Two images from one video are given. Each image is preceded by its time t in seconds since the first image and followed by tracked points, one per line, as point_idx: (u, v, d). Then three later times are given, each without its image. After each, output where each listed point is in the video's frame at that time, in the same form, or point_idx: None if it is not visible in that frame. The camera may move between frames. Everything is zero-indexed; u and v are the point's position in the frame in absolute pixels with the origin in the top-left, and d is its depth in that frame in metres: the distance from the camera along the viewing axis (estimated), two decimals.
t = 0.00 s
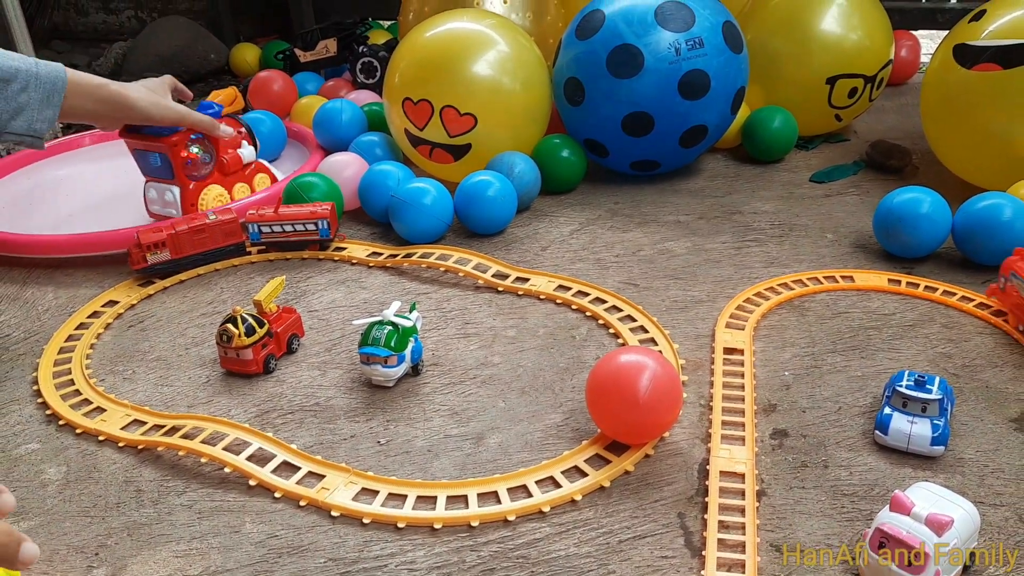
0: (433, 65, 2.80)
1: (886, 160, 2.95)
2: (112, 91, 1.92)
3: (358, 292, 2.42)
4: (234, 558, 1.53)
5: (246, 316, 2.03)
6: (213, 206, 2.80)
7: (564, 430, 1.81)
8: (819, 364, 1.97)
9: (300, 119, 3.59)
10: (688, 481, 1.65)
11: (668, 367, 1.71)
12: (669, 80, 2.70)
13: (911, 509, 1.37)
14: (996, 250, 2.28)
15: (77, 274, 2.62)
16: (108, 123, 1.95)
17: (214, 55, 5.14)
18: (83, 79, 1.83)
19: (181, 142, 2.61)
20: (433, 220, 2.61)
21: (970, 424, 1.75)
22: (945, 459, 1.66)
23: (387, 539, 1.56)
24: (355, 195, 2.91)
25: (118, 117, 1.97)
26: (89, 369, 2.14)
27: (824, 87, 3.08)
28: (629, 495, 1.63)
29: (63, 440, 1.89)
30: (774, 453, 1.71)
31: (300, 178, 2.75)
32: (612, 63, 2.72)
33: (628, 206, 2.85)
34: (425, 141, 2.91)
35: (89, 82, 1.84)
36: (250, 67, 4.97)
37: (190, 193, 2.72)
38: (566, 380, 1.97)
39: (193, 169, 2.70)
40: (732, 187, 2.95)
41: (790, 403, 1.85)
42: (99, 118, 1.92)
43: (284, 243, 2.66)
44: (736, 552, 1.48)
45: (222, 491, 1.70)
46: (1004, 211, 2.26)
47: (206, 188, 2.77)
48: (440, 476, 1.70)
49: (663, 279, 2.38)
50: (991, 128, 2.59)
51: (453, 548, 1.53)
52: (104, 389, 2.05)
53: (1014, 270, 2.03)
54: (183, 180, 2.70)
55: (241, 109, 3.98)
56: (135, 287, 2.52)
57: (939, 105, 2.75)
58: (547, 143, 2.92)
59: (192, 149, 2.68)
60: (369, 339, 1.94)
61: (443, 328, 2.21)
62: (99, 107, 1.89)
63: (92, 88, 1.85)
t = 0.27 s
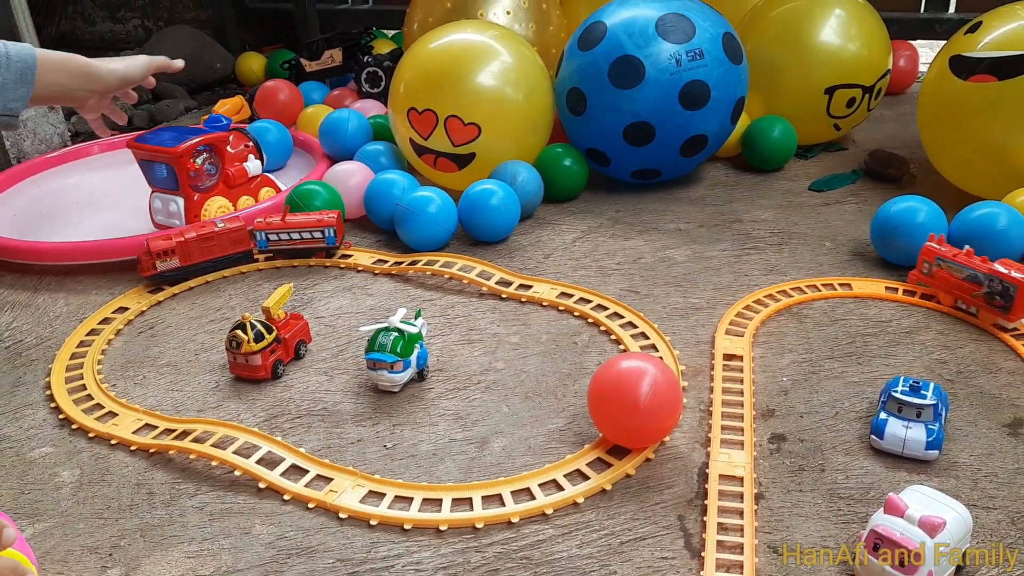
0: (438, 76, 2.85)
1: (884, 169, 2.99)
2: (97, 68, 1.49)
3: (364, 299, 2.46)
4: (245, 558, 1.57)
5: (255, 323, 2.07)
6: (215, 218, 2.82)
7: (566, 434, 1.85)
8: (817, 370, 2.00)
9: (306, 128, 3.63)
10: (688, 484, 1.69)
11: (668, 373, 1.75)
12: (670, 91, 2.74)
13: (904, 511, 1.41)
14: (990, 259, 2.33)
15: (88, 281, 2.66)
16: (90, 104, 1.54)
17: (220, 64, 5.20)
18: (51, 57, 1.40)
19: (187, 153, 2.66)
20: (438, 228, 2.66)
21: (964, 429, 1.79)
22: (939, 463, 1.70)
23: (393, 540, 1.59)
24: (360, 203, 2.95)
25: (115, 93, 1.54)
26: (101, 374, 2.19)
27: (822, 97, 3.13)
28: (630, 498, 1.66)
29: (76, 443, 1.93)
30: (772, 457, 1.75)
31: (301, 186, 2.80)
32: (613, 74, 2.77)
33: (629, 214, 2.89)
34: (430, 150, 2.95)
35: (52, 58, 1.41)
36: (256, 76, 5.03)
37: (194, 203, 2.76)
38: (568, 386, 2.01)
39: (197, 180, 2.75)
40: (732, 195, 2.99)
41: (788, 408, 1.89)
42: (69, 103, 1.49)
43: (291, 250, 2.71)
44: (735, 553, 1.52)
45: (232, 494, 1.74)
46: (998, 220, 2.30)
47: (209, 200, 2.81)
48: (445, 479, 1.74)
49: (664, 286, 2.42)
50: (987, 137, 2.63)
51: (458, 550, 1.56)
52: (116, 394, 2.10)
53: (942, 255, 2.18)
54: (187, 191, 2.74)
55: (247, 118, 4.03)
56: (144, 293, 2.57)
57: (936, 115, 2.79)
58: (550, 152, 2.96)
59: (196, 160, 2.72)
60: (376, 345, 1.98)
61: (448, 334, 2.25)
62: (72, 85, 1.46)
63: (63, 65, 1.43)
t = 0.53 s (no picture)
0: (434, 84, 2.88)
1: (875, 177, 3.03)
2: (39, 102, 1.54)
3: (360, 304, 2.49)
4: (240, 559, 1.60)
5: (251, 327, 2.10)
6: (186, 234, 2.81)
7: (558, 437, 1.88)
8: (806, 375, 2.03)
9: (304, 135, 3.67)
10: (676, 487, 1.72)
11: (657, 377, 1.78)
12: (664, 99, 2.78)
13: (887, 513, 1.44)
14: (979, 265, 2.36)
15: (87, 286, 2.69)
16: (20, 134, 1.58)
17: (220, 71, 5.24)
18: None
19: (158, 170, 2.65)
20: (434, 234, 2.69)
21: (949, 433, 1.82)
22: (924, 467, 1.73)
23: (386, 542, 1.62)
24: (358, 209, 2.98)
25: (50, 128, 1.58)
26: (99, 377, 2.21)
27: (815, 105, 3.16)
28: (619, 501, 1.69)
29: (75, 446, 1.96)
30: (760, 460, 1.78)
31: (297, 193, 2.83)
32: (608, 82, 2.80)
33: (623, 221, 2.92)
34: (426, 157, 2.98)
35: None
36: (255, 82, 5.07)
37: (165, 218, 2.76)
38: (560, 390, 2.03)
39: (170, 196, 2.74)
40: (725, 202, 3.02)
41: (776, 412, 1.91)
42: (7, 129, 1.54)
43: (288, 256, 2.74)
44: (721, 554, 1.54)
45: (228, 495, 1.76)
46: (986, 228, 2.33)
47: (183, 215, 2.80)
48: (438, 481, 1.77)
49: (657, 292, 2.45)
50: (977, 145, 2.66)
51: (450, 551, 1.59)
52: (114, 398, 2.12)
53: (870, 253, 2.31)
54: (160, 205, 2.73)
55: (247, 124, 4.07)
56: (143, 298, 2.59)
57: (926, 124, 2.83)
58: (545, 159, 2.99)
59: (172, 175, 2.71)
60: (370, 349, 2.00)
61: (442, 339, 2.28)
62: (7, 114, 1.51)
63: None
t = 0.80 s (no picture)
0: (434, 90, 2.94)
1: (868, 182, 3.08)
2: None
3: (362, 306, 2.54)
4: (245, 552, 1.65)
5: (255, 328, 2.15)
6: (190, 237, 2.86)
7: (554, 435, 1.93)
8: (796, 375, 2.08)
9: (306, 140, 3.72)
10: (669, 483, 1.77)
11: (650, 377, 1.83)
12: (659, 106, 2.83)
13: (871, 507, 1.49)
14: (967, 268, 2.41)
15: (94, 288, 2.75)
16: None
17: (223, 77, 5.30)
18: None
19: (162, 174, 2.69)
20: (433, 238, 2.74)
21: (935, 431, 1.87)
22: (910, 464, 1.78)
23: (386, 535, 1.67)
24: (359, 214, 3.03)
25: None
26: (107, 377, 2.26)
27: (808, 111, 3.22)
28: (614, 496, 1.74)
29: (84, 443, 2.01)
30: (750, 457, 1.83)
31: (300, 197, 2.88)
32: (605, 89, 2.85)
33: (619, 225, 2.98)
34: (426, 162, 3.04)
35: None
36: (258, 88, 5.13)
37: (169, 221, 2.80)
38: (557, 390, 2.08)
39: (175, 200, 2.78)
40: (720, 207, 3.08)
41: (767, 411, 1.96)
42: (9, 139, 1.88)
43: (291, 258, 2.79)
44: (712, 548, 1.59)
45: (233, 491, 1.81)
46: (974, 232, 2.39)
47: (186, 219, 2.84)
48: (437, 477, 1.82)
49: (652, 294, 2.50)
50: (966, 151, 2.72)
51: (448, 544, 1.64)
52: (121, 397, 2.17)
53: (811, 256, 2.39)
54: (164, 209, 2.78)
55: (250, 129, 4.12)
56: (149, 300, 2.65)
57: (917, 130, 2.88)
58: (543, 165, 3.05)
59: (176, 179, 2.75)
60: (372, 349, 2.06)
61: (442, 340, 2.33)
62: None
63: None
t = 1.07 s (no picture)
0: (444, 93, 3.01)
1: (866, 184, 3.16)
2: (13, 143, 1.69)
3: (374, 302, 2.61)
4: (269, 534, 1.72)
5: (274, 322, 2.22)
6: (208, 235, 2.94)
7: (564, 425, 2.00)
8: (797, 368, 2.16)
9: (316, 142, 3.80)
10: (676, 470, 1.84)
11: (657, 368, 1.91)
12: (663, 109, 2.91)
13: (870, 490, 1.56)
14: (962, 266, 2.48)
15: (112, 285, 2.82)
16: None
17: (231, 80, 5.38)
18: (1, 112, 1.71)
19: (179, 173, 2.78)
20: (443, 237, 2.81)
21: (931, 422, 1.94)
22: (907, 452, 1.85)
23: (405, 519, 1.74)
24: (370, 213, 3.10)
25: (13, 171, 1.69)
26: (129, 370, 2.34)
27: (808, 115, 3.30)
28: (622, 483, 1.81)
29: (109, 433, 2.08)
30: (754, 446, 1.90)
31: (313, 197, 2.95)
32: (610, 92, 2.93)
33: (624, 225, 3.05)
34: (435, 163, 3.11)
35: None
36: (266, 91, 5.20)
37: (188, 220, 2.89)
38: (566, 382, 2.15)
39: (192, 199, 2.86)
40: (722, 207, 3.15)
41: (770, 402, 2.04)
42: (34, 138, 1.96)
43: (304, 256, 2.86)
44: (717, 530, 1.67)
45: (256, 477, 1.88)
46: (969, 231, 2.46)
47: (204, 218, 2.93)
48: (452, 465, 1.89)
49: (656, 292, 2.57)
50: (963, 153, 2.79)
51: (465, 527, 1.71)
52: (144, 388, 2.25)
53: (773, 263, 2.40)
54: (182, 208, 2.86)
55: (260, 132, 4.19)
56: (167, 296, 2.72)
57: (914, 133, 2.95)
58: (550, 166, 3.12)
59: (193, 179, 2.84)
60: (387, 343, 2.13)
61: (453, 335, 2.40)
62: None
63: None
